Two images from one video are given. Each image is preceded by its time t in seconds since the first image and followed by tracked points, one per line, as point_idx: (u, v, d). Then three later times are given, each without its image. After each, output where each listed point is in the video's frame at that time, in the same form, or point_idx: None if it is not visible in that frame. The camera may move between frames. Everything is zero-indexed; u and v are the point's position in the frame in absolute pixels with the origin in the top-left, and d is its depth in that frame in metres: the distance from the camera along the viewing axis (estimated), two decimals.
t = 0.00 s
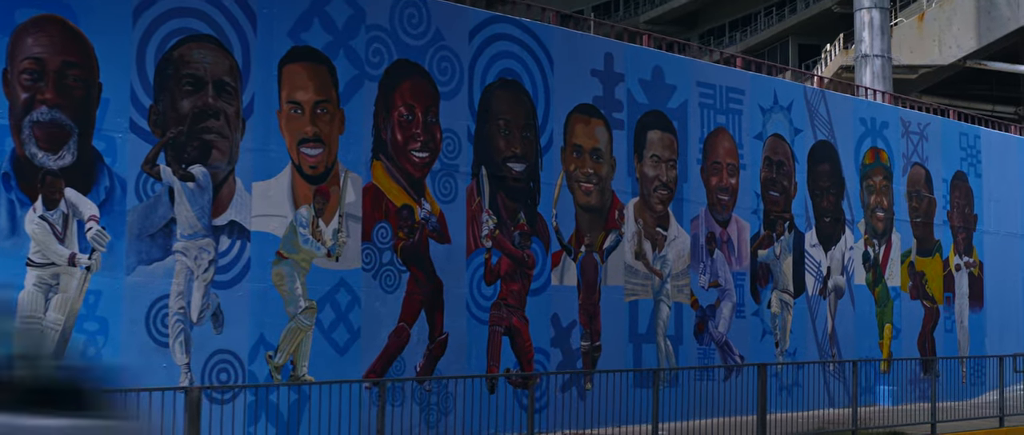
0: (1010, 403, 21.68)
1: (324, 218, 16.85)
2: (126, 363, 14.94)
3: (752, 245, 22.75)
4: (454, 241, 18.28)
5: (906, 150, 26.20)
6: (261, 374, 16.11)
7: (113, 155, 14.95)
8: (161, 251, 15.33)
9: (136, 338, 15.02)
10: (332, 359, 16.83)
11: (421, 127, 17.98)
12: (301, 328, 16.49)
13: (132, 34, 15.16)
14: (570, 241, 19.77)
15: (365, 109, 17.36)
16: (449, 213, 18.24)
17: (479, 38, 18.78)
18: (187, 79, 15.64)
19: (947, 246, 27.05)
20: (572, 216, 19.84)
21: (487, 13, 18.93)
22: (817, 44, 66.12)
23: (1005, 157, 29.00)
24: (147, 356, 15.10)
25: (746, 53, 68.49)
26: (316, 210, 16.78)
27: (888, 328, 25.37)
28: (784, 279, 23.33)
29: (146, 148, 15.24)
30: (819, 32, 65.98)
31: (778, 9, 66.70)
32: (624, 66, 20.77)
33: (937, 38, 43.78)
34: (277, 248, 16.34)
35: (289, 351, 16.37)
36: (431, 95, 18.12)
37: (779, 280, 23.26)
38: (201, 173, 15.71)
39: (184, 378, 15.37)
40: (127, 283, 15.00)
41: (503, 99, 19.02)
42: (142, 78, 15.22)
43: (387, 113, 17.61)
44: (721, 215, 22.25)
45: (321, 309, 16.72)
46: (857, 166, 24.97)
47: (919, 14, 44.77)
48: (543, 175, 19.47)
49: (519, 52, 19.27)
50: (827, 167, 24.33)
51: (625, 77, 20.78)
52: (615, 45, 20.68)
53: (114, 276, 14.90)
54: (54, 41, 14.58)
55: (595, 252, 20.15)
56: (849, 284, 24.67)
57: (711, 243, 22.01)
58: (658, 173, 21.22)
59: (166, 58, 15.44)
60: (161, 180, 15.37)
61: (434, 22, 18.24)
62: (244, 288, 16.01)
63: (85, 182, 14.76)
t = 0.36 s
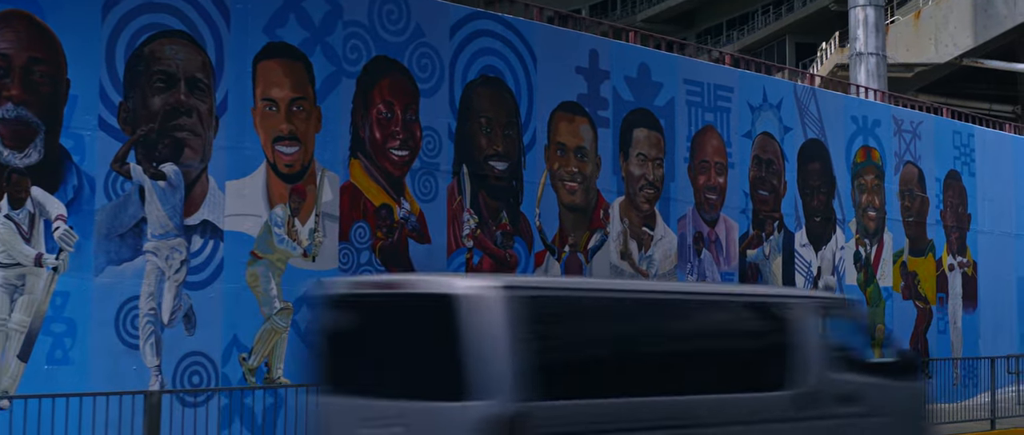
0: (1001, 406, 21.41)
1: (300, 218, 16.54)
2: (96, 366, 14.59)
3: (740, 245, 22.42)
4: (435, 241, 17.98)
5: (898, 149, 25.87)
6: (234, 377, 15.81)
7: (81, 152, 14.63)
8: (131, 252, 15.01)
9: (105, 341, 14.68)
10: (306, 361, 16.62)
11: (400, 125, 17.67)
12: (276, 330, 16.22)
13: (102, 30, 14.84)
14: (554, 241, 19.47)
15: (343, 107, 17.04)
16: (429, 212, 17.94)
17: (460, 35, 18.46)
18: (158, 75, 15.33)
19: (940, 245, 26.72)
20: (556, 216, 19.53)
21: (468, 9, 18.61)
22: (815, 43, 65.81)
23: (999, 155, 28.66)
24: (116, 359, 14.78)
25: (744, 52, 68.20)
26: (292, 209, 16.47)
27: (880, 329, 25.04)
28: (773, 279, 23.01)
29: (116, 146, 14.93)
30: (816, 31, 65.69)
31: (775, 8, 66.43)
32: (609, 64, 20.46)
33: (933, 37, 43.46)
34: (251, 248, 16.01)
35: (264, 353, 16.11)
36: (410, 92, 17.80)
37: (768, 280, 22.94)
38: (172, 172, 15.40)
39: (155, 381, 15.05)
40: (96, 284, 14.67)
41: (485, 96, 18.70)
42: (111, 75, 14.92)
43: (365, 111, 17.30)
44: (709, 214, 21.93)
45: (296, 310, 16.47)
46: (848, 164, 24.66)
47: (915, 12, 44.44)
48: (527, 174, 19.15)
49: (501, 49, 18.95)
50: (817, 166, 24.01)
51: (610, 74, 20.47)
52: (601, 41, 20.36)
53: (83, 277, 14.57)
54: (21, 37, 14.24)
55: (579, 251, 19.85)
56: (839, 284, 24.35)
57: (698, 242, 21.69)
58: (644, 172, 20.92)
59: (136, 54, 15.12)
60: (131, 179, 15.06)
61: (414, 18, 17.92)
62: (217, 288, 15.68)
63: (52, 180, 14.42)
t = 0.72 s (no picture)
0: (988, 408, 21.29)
1: (273, 216, 16.22)
2: (62, 367, 14.44)
3: (727, 244, 22.12)
4: (413, 240, 17.68)
5: (888, 147, 25.57)
6: (205, 379, 15.49)
7: (47, 150, 14.45)
8: (98, 251, 14.77)
9: (72, 342, 14.50)
10: (282, 363, 16.19)
11: (377, 122, 17.38)
12: (248, 330, 15.85)
13: (68, 25, 14.62)
14: (535, 240, 19.18)
15: (318, 103, 16.75)
16: (407, 210, 17.64)
17: (439, 31, 18.17)
18: (126, 71, 15.02)
19: (932, 245, 26.42)
20: (537, 214, 19.24)
21: (447, 5, 18.32)
22: (812, 42, 65.56)
23: (992, 153, 28.34)
24: (82, 360, 14.57)
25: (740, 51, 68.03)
26: (265, 207, 16.16)
27: (869, 329, 24.74)
28: (761, 279, 22.69)
29: (83, 142, 14.65)
30: (813, 29, 65.46)
31: (772, 7, 66.19)
32: (593, 60, 20.18)
33: (929, 34, 43.03)
34: (223, 247, 15.69)
35: (236, 354, 15.72)
36: (388, 89, 17.51)
37: (756, 280, 22.64)
38: (141, 169, 15.11)
39: (123, 382, 14.80)
40: (62, 283, 14.47)
41: (464, 93, 18.42)
42: (78, 70, 14.67)
43: (341, 107, 17.00)
44: (695, 213, 21.64)
45: (270, 310, 16.08)
46: (837, 163, 24.38)
47: (910, 10, 44.15)
48: (507, 172, 18.87)
49: (482, 45, 18.67)
50: (806, 164, 23.73)
51: (594, 71, 20.19)
52: (584, 38, 20.08)
53: (48, 276, 14.40)
54: None
55: (562, 251, 19.56)
56: (829, 284, 24.06)
57: (684, 242, 21.40)
58: (628, 170, 20.63)
59: (103, 50, 14.85)
60: (98, 177, 14.80)
61: (391, 13, 17.63)
62: (187, 288, 15.39)
63: (17, 178, 14.28)
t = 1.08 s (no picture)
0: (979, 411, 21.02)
1: (248, 216, 15.94)
2: (30, 370, 14.16)
3: (715, 244, 21.84)
4: (392, 240, 17.41)
5: (881, 146, 25.28)
6: (178, 381, 15.21)
7: (15, 148, 14.15)
8: (66, 251, 14.50)
9: (40, 344, 14.23)
10: (257, 365, 15.91)
11: (356, 120, 17.10)
12: (223, 332, 15.57)
13: (37, 20, 14.32)
14: (519, 240, 18.90)
15: (295, 101, 16.47)
16: (387, 210, 17.37)
17: (419, 28, 17.90)
18: (96, 68, 14.74)
19: (925, 245, 26.11)
20: (521, 214, 18.96)
21: (428, 1, 18.05)
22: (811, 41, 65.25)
23: (987, 153, 28.03)
24: (50, 363, 14.30)
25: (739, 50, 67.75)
26: (240, 207, 15.88)
27: (862, 331, 24.44)
28: (750, 279, 22.42)
29: (51, 140, 14.38)
30: (812, 29, 65.13)
31: (771, 6, 65.87)
32: (578, 57, 19.90)
33: (926, 33, 42.75)
34: (196, 247, 15.43)
35: (210, 355, 15.45)
36: (367, 86, 17.23)
37: (745, 280, 22.35)
38: (112, 168, 14.84)
39: (93, 385, 14.53)
40: (30, 284, 14.18)
41: (445, 91, 18.15)
42: (47, 67, 14.38)
43: (318, 105, 16.72)
44: (683, 213, 21.35)
45: (245, 311, 15.79)
46: (829, 162, 24.09)
47: (908, 9, 43.80)
48: (490, 171, 18.59)
49: (463, 42, 18.39)
50: (796, 163, 23.43)
51: (579, 68, 19.90)
52: (568, 35, 19.80)
53: (16, 277, 14.10)
54: None
55: (546, 251, 19.27)
56: (820, 284, 23.76)
57: (672, 241, 21.12)
58: (614, 169, 20.34)
59: (73, 46, 14.56)
60: (67, 175, 14.52)
61: (371, 10, 17.35)
62: (159, 289, 15.12)
63: None
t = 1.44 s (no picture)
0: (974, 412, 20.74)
1: (227, 215, 15.66)
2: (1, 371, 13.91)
3: (707, 243, 21.55)
4: (375, 239, 17.12)
5: (877, 144, 24.97)
6: (154, 382, 14.94)
7: None
8: (38, 250, 14.26)
9: (11, 346, 13.98)
10: (235, 366, 15.63)
11: (337, 117, 16.82)
12: (200, 332, 15.29)
13: (9, 15, 14.09)
14: (505, 239, 18.61)
15: (274, 97, 16.18)
16: (369, 208, 17.08)
17: (402, 24, 17.62)
18: (69, 64, 14.49)
19: (922, 244, 25.80)
20: (507, 213, 18.68)
21: None
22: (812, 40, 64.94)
23: (985, 151, 27.71)
24: (22, 364, 14.07)
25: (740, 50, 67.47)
26: (218, 205, 15.60)
27: (857, 331, 24.12)
28: (743, 279, 22.12)
29: (23, 137, 14.13)
30: (813, 27, 64.82)
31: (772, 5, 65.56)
32: (566, 54, 19.60)
33: (926, 31, 42.38)
34: (173, 246, 15.16)
35: (187, 356, 15.18)
36: (349, 83, 16.95)
37: (738, 280, 22.06)
38: (85, 166, 14.60)
39: (65, 387, 14.28)
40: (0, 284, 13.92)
41: (429, 88, 17.86)
42: (18, 62, 14.13)
43: (299, 102, 16.44)
44: (674, 212, 21.06)
45: (223, 311, 15.51)
46: (823, 160, 23.79)
47: (908, 6, 43.43)
48: (475, 169, 18.31)
49: (448, 38, 18.10)
50: (790, 161, 23.13)
51: (567, 65, 19.61)
52: (556, 31, 19.52)
53: None
54: None
55: (533, 250, 18.99)
56: (814, 284, 23.47)
57: (662, 241, 20.84)
58: (603, 167, 20.06)
59: (45, 41, 14.31)
60: (40, 173, 14.25)
61: (353, 5, 17.06)
62: (134, 289, 14.85)
63: None
